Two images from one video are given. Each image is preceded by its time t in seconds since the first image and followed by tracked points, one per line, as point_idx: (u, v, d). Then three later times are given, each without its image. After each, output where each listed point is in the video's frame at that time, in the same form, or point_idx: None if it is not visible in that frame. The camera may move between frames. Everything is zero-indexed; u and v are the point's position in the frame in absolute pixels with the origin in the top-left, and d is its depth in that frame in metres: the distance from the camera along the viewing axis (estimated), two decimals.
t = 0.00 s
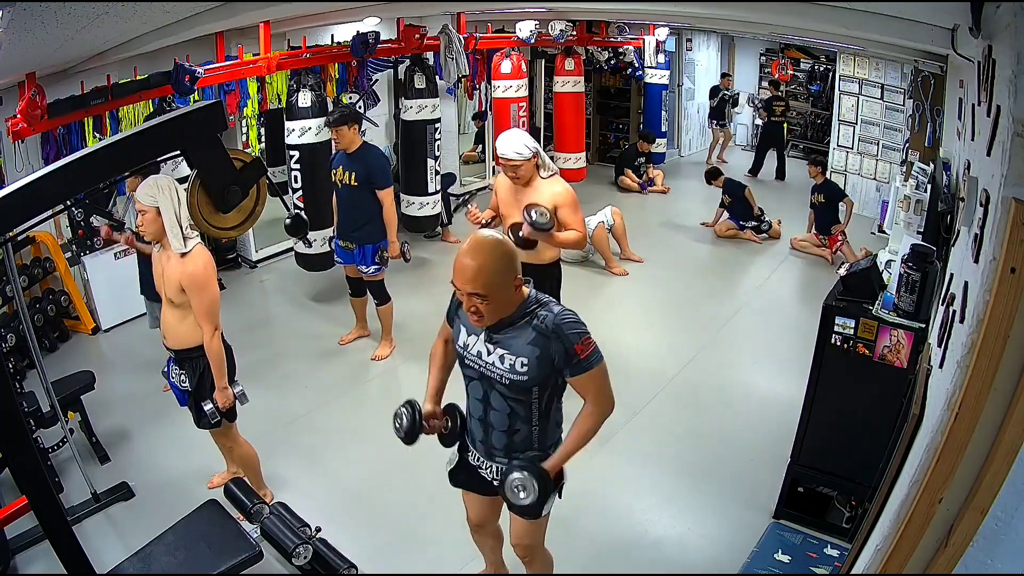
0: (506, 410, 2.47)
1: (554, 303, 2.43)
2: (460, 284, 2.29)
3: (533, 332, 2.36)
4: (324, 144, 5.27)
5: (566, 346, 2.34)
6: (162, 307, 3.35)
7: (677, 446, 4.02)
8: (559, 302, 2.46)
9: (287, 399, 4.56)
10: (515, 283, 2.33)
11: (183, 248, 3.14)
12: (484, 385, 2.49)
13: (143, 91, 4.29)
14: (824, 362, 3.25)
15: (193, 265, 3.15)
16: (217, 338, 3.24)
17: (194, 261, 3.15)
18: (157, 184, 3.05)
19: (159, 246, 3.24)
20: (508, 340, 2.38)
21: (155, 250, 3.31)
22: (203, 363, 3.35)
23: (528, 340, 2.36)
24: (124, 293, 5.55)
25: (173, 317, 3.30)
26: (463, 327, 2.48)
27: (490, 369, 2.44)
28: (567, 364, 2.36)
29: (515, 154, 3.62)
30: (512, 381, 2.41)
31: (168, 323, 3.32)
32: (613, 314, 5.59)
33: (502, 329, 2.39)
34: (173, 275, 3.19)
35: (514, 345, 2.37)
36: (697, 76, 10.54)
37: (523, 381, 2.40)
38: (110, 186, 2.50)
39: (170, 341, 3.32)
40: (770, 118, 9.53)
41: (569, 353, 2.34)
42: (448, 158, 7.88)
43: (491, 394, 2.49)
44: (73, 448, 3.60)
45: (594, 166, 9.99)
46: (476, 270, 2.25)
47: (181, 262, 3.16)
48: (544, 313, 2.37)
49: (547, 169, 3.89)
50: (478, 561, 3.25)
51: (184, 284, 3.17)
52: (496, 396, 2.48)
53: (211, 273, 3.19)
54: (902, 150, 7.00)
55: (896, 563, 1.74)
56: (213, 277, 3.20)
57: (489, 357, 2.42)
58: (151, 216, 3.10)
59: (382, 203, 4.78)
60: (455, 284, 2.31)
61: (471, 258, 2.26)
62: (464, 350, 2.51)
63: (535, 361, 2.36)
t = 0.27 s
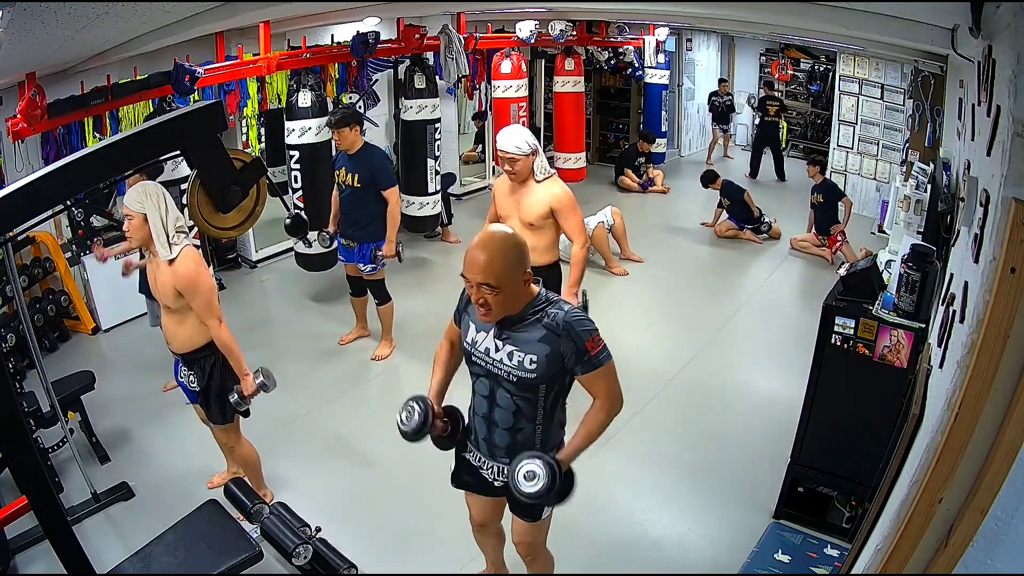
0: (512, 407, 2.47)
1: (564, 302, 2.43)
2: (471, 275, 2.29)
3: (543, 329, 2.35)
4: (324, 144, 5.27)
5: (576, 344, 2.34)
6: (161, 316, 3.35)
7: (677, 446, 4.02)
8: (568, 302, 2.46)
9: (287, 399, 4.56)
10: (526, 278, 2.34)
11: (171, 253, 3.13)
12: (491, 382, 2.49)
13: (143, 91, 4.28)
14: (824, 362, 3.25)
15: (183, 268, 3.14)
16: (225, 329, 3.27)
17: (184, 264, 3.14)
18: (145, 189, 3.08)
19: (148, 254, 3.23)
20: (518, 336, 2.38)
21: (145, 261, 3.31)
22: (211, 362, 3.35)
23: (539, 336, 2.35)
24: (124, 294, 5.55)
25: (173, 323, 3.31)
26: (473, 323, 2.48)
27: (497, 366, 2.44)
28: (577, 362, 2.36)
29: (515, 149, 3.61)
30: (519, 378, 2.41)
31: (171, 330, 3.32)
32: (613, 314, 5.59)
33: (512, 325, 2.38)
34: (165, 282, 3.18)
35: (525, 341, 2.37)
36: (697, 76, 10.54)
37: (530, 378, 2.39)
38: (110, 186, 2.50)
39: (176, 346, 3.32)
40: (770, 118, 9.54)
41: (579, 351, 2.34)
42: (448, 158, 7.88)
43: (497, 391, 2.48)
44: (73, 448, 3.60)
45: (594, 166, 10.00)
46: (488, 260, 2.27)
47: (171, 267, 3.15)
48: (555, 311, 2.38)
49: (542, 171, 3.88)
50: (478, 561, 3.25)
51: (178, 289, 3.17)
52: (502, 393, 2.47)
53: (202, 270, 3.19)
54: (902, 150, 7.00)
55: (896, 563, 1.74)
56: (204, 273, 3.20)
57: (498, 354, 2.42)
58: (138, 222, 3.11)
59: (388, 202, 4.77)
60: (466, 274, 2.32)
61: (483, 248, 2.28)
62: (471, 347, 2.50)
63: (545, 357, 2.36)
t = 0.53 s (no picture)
0: (506, 418, 2.47)
1: (549, 310, 2.43)
2: (446, 294, 2.26)
3: (529, 341, 2.35)
4: (324, 144, 5.27)
5: (563, 354, 2.34)
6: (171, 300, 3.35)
7: (677, 446, 4.02)
8: (553, 309, 2.45)
9: (287, 399, 4.57)
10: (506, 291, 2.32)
11: (197, 242, 3.18)
12: (482, 394, 2.48)
13: (143, 91, 4.28)
14: (824, 362, 3.25)
15: (207, 257, 3.19)
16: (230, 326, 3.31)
17: (208, 255, 3.19)
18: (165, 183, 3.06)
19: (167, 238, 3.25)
20: (504, 349, 2.37)
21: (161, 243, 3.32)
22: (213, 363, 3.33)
23: (525, 349, 2.35)
24: (124, 294, 5.54)
25: (181, 310, 3.32)
26: (458, 337, 2.47)
27: (486, 378, 2.43)
28: (566, 372, 2.37)
29: (511, 156, 3.61)
30: (509, 391, 2.41)
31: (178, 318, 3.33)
32: (613, 314, 5.59)
33: (497, 339, 2.37)
34: (184, 268, 3.22)
35: (511, 355, 2.36)
36: (697, 76, 10.54)
37: (521, 390, 2.40)
38: (110, 186, 2.50)
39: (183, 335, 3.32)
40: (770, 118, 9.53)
41: (567, 361, 2.34)
42: (448, 158, 7.89)
43: (490, 403, 2.48)
44: (73, 448, 3.60)
45: (594, 166, 10.00)
46: (463, 278, 2.24)
47: (194, 255, 3.19)
48: (539, 321, 2.37)
49: (541, 173, 3.89)
50: (478, 561, 3.25)
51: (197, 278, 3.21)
52: (495, 405, 2.47)
53: (223, 265, 3.25)
54: (901, 150, 7.00)
55: (896, 562, 1.74)
56: (224, 269, 3.26)
57: (485, 367, 2.41)
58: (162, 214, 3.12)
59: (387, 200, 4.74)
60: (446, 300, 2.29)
61: (458, 266, 2.24)
62: (459, 362, 2.49)
63: (533, 369, 2.36)
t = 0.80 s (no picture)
0: (508, 411, 2.47)
1: (555, 306, 2.43)
2: (446, 306, 2.22)
3: (534, 334, 2.36)
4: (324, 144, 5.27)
5: (567, 348, 2.34)
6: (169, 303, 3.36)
7: (677, 446, 4.02)
8: (559, 305, 2.46)
9: (287, 399, 4.57)
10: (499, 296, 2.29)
11: (193, 241, 3.18)
12: (486, 387, 2.49)
13: (143, 91, 4.28)
14: (824, 362, 3.25)
15: (205, 255, 3.19)
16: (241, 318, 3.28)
17: (205, 252, 3.20)
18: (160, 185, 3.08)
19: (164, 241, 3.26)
20: (508, 343, 2.37)
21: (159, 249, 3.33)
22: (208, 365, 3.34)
23: (529, 343, 2.36)
24: (124, 294, 5.55)
25: (181, 311, 3.31)
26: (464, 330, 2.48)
27: (490, 372, 2.44)
28: (569, 366, 2.36)
29: (516, 152, 3.61)
30: (512, 383, 2.41)
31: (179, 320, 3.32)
32: (613, 314, 5.59)
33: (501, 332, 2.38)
34: (183, 269, 3.22)
35: (515, 348, 2.37)
36: (697, 76, 10.55)
37: (524, 383, 2.40)
38: (110, 186, 2.50)
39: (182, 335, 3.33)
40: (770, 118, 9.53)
41: (571, 355, 2.34)
42: (448, 158, 7.89)
43: (492, 396, 2.48)
44: (73, 448, 3.60)
45: (594, 166, 10.00)
46: (464, 290, 2.20)
47: (191, 255, 3.20)
48: (545, 315, 2.38)
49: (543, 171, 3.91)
50: (478, 561, 3.25)
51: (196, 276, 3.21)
52: (497, 399, 2.47)
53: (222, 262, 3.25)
54: (901, 150, 7.00)
55: (896, 563, 1.74)
56: (224, 266, 3.25)
57: (490, 360, 2.42)
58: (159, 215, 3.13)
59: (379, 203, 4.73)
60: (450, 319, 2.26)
61: (459, 277, 2.21)
62: (465, 353, 2.51)
63: (536, 363, 2.36)
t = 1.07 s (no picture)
0: (499, 423, 2.47)
1: (541, 317, 2.42)
2: (436, 307, 2.21)
3: (521, 348, 2.34)
4: (324, 144, 5.27)
5: (556, 361, 2.33)
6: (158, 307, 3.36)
7: (677, 446, 4.02)
8: (545, 315, 2.44)
9: (287, 399, 4.57)
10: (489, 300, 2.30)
11: (177, 248, 3.15)
12: (476, 400, 2.49)
13: (143, 91, 4.28)
14: (824, 362, 3.25)
15: (190, 260, 3.17)
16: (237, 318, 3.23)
17: (191, 258, 3.17)
18: (149, 187, 3.07)
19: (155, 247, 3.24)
20: (496, 357, 2.37)
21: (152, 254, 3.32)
22: (205, 365, 3.35)
23: (517, 357, 2.35)
24: (124, 294, 5.55)
25: (172, 318, 3.30)
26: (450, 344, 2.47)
27: (479, 385, 2.44)
28: (559, 378, 2.35)
29: (505, 152, 3.65)
30: (502, 397, 2.41)
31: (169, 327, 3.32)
32: (613, 314, 5.58)
33: (488, 346, 2.37)
34: (171, 276, 3.20)
35: (503, 362, 2.36)
36: (697, 76, 10.55)
37: (514, 396, 2.40)
38: (110, 185, 2.50)
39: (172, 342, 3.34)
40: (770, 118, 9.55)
41: (560, 368, 2.33)
42: (448, 158, 7.89)
43: (483, 409, 2.48)
44: (73, 448, 3.60)
45: (594, 166, 9.99)
46: (454, 290, 2.19)
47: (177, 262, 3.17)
48: (531, 328, 2.36)
49: (532, 174, 3.86)
50: (478, 561, 3.25)
51: (183, 283, 3.19)
52: (488, 411, 2.47)
53: (210, 265, 3.22)
54: (902, 150, 7.00)
55: (896, 563, 1.74)
56: (212, 269, 3.22)
57: (478, 373, 2.42)
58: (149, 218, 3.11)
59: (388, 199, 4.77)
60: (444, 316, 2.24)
61: (447, 278, 2.20)
62: (452, 367, 2.50)
63: (524, 376, 2.36)
